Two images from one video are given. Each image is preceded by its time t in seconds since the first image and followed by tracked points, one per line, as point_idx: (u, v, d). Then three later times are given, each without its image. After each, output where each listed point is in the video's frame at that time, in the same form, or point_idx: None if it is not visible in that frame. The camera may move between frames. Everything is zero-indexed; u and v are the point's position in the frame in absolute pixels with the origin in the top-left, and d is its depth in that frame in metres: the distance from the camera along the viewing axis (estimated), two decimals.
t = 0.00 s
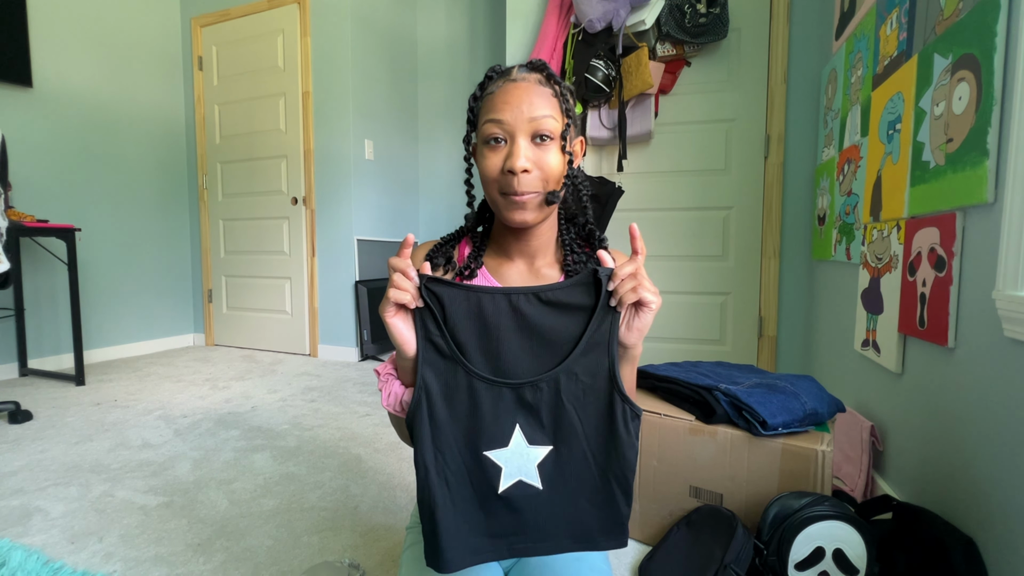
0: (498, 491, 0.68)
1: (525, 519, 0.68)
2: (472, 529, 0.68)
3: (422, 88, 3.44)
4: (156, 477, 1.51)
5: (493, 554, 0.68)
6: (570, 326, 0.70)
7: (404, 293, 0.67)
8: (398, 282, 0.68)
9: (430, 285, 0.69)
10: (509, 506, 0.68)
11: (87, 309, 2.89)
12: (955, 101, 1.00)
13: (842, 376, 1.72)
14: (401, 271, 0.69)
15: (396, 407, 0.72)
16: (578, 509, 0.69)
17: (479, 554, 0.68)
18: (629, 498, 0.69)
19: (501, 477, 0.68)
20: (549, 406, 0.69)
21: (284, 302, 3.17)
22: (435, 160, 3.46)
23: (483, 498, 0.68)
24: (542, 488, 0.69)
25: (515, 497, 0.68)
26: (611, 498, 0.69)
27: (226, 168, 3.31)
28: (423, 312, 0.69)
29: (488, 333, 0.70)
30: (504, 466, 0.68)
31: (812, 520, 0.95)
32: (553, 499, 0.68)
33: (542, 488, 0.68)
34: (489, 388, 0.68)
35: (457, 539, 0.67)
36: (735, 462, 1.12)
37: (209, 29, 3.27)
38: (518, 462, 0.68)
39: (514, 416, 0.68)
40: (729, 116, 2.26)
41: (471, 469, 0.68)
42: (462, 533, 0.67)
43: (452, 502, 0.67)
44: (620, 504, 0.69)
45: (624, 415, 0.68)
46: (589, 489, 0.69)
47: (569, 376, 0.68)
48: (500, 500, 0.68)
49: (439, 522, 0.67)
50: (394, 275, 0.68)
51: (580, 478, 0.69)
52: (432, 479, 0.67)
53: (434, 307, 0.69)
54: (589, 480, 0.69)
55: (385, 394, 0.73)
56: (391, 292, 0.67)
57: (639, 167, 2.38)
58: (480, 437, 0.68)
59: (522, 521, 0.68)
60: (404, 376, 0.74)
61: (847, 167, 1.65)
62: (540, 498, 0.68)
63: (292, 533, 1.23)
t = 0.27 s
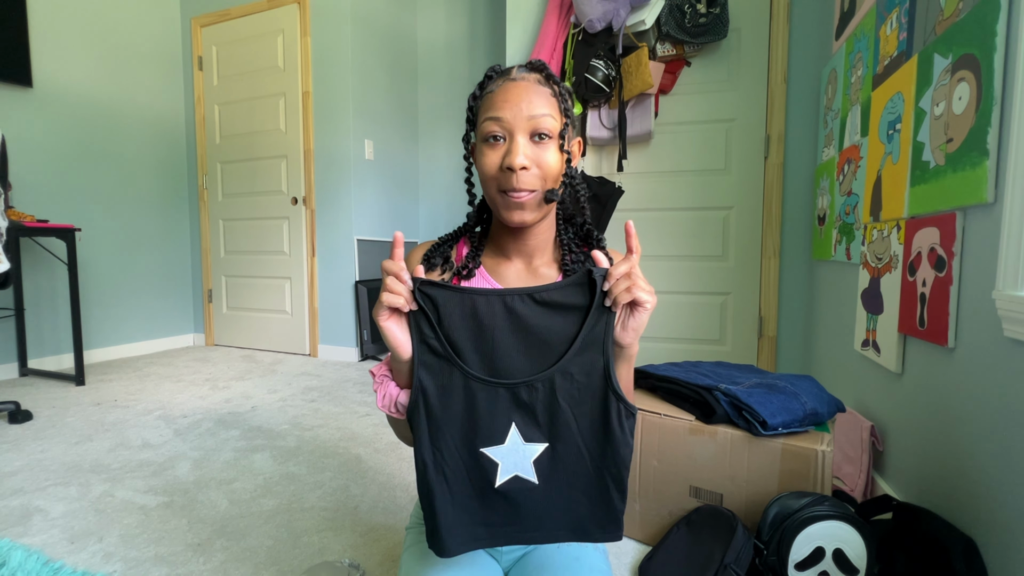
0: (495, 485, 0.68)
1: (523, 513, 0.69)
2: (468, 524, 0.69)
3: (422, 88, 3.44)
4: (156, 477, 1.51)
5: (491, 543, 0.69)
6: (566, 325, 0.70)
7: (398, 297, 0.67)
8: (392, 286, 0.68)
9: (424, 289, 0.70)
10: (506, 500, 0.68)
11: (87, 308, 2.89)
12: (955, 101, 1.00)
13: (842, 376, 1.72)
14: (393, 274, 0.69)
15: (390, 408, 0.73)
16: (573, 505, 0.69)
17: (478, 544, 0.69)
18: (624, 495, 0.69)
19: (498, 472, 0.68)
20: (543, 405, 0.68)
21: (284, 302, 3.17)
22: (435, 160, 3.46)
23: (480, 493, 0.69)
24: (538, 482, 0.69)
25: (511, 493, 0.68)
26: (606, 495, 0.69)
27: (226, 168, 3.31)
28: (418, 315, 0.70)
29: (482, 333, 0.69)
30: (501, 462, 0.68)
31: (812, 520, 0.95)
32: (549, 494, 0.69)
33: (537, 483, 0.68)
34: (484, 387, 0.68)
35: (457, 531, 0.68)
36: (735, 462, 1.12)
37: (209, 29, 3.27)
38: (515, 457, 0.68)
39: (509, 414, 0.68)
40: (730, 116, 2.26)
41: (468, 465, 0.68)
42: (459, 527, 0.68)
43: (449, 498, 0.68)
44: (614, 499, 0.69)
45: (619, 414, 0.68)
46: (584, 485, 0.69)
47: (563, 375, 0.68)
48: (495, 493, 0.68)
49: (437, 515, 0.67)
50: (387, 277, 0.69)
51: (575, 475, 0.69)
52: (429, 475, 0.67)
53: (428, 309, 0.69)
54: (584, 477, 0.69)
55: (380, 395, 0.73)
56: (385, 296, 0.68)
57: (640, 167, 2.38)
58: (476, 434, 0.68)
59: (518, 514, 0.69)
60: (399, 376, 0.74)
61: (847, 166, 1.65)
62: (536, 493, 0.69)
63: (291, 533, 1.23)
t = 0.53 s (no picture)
0: (461, 480, 0.68)
1: (483, 513, 0.68)
2: (430, 517, 0.68)
3: (422, 88, 3.44)
4: (156, 477, 1.51)
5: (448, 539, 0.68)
6: (567, 333, 0.70)
7: (418, 272, 0.68)
8: (411, 260, 0.68)
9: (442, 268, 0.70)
10: (471, 497, 0.68)
11: (87, 308, 2.89)
12: (955, 101, 1.00)
13: (842, 376, 1.72)
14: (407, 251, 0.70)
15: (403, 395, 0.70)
16: (538, 513, 0.68)
17: (434, 538, 0.68)
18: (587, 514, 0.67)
19: (467, 468, 0.68)
20: (529, 410, 0.67)
21: (284, 302, 3.17)
22: (435, 160, 3.46)
23: (450, 486, 0.69)
24: (506, 485, 0.68)
25: (476, 491, 0.68)
26: (570, 509, 0.68)
27: (226, 168, 3.31)
28: (432, 294, 0.70)
29: (483, 327, 0.70)
30: (473, 458, 0.67)
31: (812, 520, 0.95)
32: (515, 497, 0.68)
33: (505, 485, 0.68)
34: (476, 382, 0.67)
35: (417, 521, 0.67)
36: (734, 462, 1.12)
37: (209, 29, 3.27)
38: (489, 458, 0.68)
39: (491, 415, 0.68)
40: (730, 116, 2.26)
41: (444, 454, 0.69)
42: (425, 521, 0.67)
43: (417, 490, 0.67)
44: (575, 515, 0.67)
45: (598, 430, 0.66)
46: (552, 495, 0.68)
47: (555, 385, 0.67)
48: (461, 489, 0.68)
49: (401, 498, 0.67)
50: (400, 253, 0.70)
51: (546, 480, 0.68)
52: (404, 459, 0.67)
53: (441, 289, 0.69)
54: (553, 485, 0.69)
55: (392, 382, 0.71)
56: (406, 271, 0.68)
57: (640, 167, 2.38)
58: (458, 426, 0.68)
59: (480, 513, 0.68)
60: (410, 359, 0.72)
61: (847, 166, 1.65)
62: (501, 495, 0.68)
63: (292, 533, 1.23)
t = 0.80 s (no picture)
0: (478, 494, 0.67)
1: (498, 529, 0.68)
2: (446, 530, 0.66)
3: (422, 88, 3.44)
4: (156, 477, 1.51)
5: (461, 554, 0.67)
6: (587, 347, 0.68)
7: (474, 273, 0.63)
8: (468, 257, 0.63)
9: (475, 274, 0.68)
10: (486, 512, 0.67)
11: (87, 308, 2.89)
12: (955, 101, 1.00)
13: (842, 376, 1.72)
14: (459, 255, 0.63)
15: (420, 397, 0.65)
16: (553, 526, 0.68)
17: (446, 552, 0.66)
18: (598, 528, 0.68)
19: (484, 482, 0.67)
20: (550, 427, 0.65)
21: (284, 302, 3.17)
22: (435, 160, 3.46)
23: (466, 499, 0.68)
24: (521, 502, 0.67)
25: (493, 506, 0.67)
26: (582, 522, 0.68)
27: (226, 168, 3.31)
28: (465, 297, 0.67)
29: (506, 335, 0.69)
30: (491, 471, 0.67)
31: (812, 520, 0.95)
32: (529, 513, 0.67)
33: (520, 506, 0.67)
34: (499, 393, 0.66)
35: (434, 532, 0.65)
36: (734, 462, 1.12)
37: (209, 29, 3.27)
38: (507, 472, 0.67)
39: (513, 428, 0.67)
40: (730, 116, 2.26)
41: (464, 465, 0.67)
42: (442, 540, 0.66)
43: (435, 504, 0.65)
44: (587, 529, 0.68)
45: (609, 442, 0.66)
46: (567, 507, 0.68)
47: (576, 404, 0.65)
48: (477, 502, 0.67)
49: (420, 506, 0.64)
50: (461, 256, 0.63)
51: (563, 493, 0.68)
52: (426, 469, 0.65)
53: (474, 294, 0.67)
54: (567, 500, 0.68)
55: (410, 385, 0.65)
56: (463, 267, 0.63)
57: (640, 167, 2.38)
58: (479, 438, 0.67)
59: (495, 530, 0.67)
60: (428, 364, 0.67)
61: (847, 166, 1.65)
62: (517, 512, 0.67)
63: (292, 533, 1.23)
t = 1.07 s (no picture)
0: (492, 501, 0.66)
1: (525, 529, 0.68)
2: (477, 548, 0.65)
3: (423, 88, 3.44)
4: (156, 477, 1.51)
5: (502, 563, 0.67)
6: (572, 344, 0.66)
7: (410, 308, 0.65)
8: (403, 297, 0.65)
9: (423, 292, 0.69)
10: (505, 516, 0.67)
11: (87, 308, 2.89)
12: (955, 101, 1.00)
13: (842, 376, 1.72)
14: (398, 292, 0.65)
15: (403, 411, 0.71)
16: (573, 525, 0.68)
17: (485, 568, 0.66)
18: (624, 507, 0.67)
19: (495, 487, 0.66)
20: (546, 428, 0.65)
21: (284, 302, 3.17)
22: (435, 160, 3.46)
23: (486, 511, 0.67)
24: (535, 497, 0.68)
25: (510, 509, 0.67)
26: (606, 519, 0.67)
27: (226, 168, 3.31)
28: (426, 326, 0.67)
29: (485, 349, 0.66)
30: (499, 476, 0.66)
31: (812, 520, 0.95)
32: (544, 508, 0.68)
33: (536, 498, 0.68)
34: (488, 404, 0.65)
35: (467, 555, 0.64)
36: (734, 462, 1.12)
37: (209, 29, 3.27)
38: (513, 475, 0.67)
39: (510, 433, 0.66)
40: (730, 116, 2.26)
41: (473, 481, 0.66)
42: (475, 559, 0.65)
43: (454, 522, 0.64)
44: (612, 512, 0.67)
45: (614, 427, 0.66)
46: (588, 506, 0.68)
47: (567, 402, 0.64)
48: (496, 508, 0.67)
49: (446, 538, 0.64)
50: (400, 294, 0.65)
51: (577, 496, 0.67)
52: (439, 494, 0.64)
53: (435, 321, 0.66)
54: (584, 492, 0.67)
55: (391, 402, 0.71)
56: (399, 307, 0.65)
57: (640, 167, 2.38)
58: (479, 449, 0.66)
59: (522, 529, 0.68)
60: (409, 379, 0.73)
61: (847, 166, 1.65)
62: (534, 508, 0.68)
63: (292, 533, 1.23)
